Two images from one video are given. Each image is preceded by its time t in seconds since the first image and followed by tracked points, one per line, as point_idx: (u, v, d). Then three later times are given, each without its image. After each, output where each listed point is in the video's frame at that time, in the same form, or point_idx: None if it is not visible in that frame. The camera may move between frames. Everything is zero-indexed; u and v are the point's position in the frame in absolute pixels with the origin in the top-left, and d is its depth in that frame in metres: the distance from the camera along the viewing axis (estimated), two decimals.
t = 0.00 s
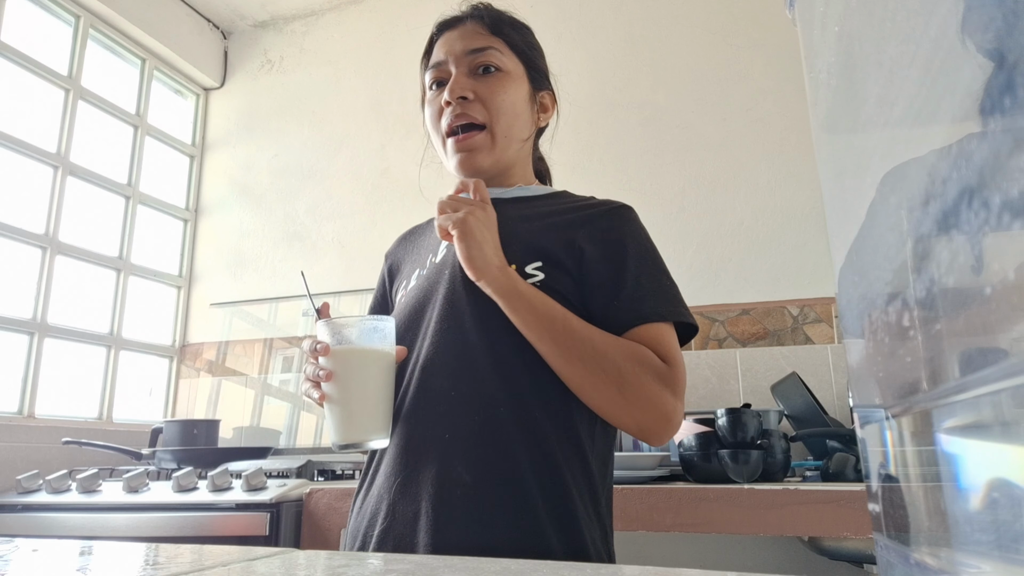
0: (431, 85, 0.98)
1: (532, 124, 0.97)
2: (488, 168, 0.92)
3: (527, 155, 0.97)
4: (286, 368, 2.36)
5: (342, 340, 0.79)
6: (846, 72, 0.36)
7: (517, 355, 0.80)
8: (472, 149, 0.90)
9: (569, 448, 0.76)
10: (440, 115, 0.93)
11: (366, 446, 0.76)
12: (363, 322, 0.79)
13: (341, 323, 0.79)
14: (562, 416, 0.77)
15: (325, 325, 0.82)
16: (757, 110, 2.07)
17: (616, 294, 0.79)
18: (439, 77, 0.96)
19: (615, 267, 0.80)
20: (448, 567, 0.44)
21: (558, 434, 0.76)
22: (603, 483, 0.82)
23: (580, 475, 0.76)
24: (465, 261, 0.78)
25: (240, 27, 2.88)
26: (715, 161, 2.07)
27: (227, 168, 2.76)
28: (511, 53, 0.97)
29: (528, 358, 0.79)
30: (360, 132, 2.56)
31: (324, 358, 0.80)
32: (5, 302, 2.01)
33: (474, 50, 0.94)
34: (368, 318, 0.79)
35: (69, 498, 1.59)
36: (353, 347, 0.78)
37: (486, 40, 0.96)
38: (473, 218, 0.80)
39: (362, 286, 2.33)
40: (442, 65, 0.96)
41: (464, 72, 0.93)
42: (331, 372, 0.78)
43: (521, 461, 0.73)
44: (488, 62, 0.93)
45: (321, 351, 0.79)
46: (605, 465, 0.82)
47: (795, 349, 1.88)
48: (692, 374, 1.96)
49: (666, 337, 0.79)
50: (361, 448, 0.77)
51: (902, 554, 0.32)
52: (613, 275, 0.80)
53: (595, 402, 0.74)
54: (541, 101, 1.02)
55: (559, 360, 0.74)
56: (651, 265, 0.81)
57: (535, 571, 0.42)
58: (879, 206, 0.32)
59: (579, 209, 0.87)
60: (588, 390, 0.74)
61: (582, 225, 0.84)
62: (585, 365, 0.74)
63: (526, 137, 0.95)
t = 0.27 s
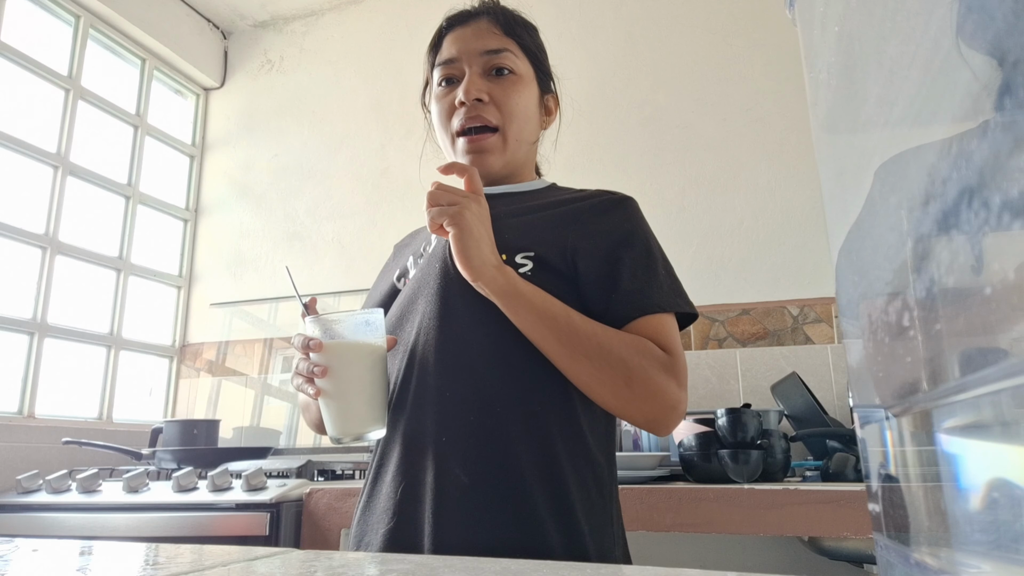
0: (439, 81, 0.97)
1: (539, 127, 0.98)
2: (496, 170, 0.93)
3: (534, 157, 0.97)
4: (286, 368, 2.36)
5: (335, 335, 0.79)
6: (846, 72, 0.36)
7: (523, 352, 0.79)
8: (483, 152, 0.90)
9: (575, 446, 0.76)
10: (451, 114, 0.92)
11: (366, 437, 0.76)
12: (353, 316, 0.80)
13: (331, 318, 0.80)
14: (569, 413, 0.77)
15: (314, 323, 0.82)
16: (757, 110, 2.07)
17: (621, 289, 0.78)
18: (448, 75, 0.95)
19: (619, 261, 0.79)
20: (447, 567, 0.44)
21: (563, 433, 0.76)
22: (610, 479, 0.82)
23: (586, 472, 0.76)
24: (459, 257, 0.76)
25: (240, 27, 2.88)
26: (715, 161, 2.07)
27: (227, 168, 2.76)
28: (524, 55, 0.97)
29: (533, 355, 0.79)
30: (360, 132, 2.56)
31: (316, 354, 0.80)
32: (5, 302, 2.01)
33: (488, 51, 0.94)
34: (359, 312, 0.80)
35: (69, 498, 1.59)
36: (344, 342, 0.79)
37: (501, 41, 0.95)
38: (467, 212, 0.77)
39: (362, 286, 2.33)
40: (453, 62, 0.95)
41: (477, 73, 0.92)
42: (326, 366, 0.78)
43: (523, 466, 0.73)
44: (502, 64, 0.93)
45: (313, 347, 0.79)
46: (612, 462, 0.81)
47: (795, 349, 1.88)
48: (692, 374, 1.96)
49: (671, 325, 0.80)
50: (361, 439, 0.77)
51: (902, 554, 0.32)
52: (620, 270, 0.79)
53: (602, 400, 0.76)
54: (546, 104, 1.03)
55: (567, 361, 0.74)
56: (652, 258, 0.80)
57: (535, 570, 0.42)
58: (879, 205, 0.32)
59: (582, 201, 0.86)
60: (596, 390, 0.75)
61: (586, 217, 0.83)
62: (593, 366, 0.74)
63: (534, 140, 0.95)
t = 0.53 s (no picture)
0: (434, 87, 0.95)
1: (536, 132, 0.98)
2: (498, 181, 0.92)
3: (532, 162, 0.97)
4: (287, 368, 2.36)
5: (341, 335, 0.78)
6: (845, 71, 0.36)
7: (528, 352, 0.78)
8: (484, 164, 0.90)
9: (580, 448, 0.75)
10: (449, 123, 0.91)
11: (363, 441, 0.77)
12: (359, 319, 0.78)
13: (339, 318, 0.79)
14: (576, 413, 0.76)
15: (324, 318, 0.82)
16: (757, 110, 2.07)
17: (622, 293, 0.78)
18: (445, 80, 0.94)
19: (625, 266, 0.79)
20: (447, 567, 0.44)
21: (567, 433, 0.75)
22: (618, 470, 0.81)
23: (590, 471, 0.75)
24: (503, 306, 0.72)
25: (240, 27, 2.88)
26: (715, 161, 2.07)
27: (227, 168, 2.76)
28: (520, 59, 0.96)
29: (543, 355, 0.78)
30: (360, 132, 2.56)
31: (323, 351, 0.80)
32: (5, 302, 2.01)
33: (486, 56, 0.92)
34: (366, 315, 0.78)
35: (69, 498, 1.59)
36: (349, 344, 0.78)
37: (498, 45, 0.94)
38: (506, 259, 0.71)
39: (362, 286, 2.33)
40: (449, 68, 0.94)
41: (476, 80, 0.91)
42: (329, 367, 0.78)
43: (525, 464, 0.73)
44: (501, 70, 0.92)
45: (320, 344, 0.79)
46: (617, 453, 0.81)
47: (795, 349, 1.88)
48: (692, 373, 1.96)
49: (695, 340, 0.81)
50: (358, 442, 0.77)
51: (902, 554, 0.32)
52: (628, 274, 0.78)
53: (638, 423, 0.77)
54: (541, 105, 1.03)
55: (609, 392, 0.74)
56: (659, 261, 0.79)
57: (534, 570, 0.42)
58: (879, 206, 0.32)
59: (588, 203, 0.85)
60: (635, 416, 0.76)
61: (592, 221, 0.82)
62: (637, 397, 0.74)
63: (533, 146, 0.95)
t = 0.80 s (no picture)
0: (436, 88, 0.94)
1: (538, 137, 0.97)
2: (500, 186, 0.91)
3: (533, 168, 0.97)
4: (286, 368, 2.36)
5: (346, 331, 0.78)
6: (845, 72, 0.36)
7: (533, 354, 0.78)
8: (488, 169, 0.89)
9: (582, 450, 0.75)
10: (454, 126, 0.90)
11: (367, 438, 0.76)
12: (365, 314, 0.77)
13: (344, 314, 0.78)
14: (581, 418, 0.76)
15: (329, 314, 0.81)
16: (757, 110, 2.07)
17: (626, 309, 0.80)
18: (449, 83, 0.92)
19: (630, 284, 0.80)
20: (447, 567, 0.44)
21: (572, 437, 0.75)
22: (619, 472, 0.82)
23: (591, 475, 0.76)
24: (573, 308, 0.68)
25: (240, 27, 2.88)
26: (715, 161, 2.07)
27: (227, 168, 2.76)
28: (525, 64, 0.95)
29: (551, 358, 0.77)
30: (360, 132, 2.56)
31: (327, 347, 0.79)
32: (5, 302, 2.01)
33: (492, 60, 0.91)
34: (372, 310, 0.77)
35: (69, 498, 1.59)
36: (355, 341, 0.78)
37: (504, 49, 0.93)
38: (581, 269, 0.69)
39: (362, 286, 2.33)
40: (454, 70, 0.92)
41: (481, 83, 0.90)
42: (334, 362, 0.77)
43: (529, 467, 0.73)
44: (507, 75, 0.91)
45: (324, 340, 0.79)
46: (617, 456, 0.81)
47: (795, 349, 1.88)
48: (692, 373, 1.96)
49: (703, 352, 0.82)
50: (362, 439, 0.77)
51: (902, 554, 0.32)
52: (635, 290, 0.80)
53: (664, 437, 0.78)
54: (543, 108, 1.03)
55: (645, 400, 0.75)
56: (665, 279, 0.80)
57: (534, 570, 0.42)
58: (879, 206, 0.32)
59: (594, 218, 0.86)
60: (668, 432, 0.77)
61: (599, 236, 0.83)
62: (675, 411, 0.75)
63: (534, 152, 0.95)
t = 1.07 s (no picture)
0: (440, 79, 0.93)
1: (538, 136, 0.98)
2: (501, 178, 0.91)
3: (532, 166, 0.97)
4: (286, 368, 2.36)
5: (352, 333, 0.77)
6: (845, 72, 0.36)
7: (537, 354, 0.77)
8: (492, 160, 0.88)
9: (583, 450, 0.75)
10: (458, 116, 0.89)
11: (371, 441, 0.75)
12: (374, 315, 0.76)
13: (351, 315, 0.78)
14: (582, 419, 0.76)
15: (338, 315, 0.81)
16: (757, 109, 2.07)
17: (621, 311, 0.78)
18: (453, 75, 0.92)
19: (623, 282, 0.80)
20: (447, 567, 0.44)
21: (573, 438, 0.75)
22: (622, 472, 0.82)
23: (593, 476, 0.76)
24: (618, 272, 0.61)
25: (240, 27, 2.88)
26: (715, 161, 2.07)
27: (227, 168, 2.76)
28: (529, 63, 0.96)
29: (551, 360, 0.77)
30: (360, 132, 2.56)
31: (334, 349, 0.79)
32: (5, 302, 2.01)
33: (500, 55, 0.92)
34: (378, 313, 0.76)
35: (69, 498, 1.59)
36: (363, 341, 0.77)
37: (510, 46, 0.94)
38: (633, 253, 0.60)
39: (362, 286, 2.34)
40: (460, 62, 0.92)
41: (489, 77, 0.91)
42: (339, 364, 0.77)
43: (529, 467, 0.74)
44: (513, 71, 0.92)
45: (331, 341, 0.79)
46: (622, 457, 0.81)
47: (795, 349, 1.88)
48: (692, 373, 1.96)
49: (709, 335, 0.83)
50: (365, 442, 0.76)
51: (902, 554, 0.32)
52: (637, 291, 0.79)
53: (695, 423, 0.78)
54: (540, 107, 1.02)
55: (686, 373, 0.73)
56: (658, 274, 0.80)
57: (534, 570, 0.42)
58: (879, 206, 0.32)
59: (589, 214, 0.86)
60: (697, 416, 0.76)
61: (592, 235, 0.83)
62: (714, 383, 0.74)
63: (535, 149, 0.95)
